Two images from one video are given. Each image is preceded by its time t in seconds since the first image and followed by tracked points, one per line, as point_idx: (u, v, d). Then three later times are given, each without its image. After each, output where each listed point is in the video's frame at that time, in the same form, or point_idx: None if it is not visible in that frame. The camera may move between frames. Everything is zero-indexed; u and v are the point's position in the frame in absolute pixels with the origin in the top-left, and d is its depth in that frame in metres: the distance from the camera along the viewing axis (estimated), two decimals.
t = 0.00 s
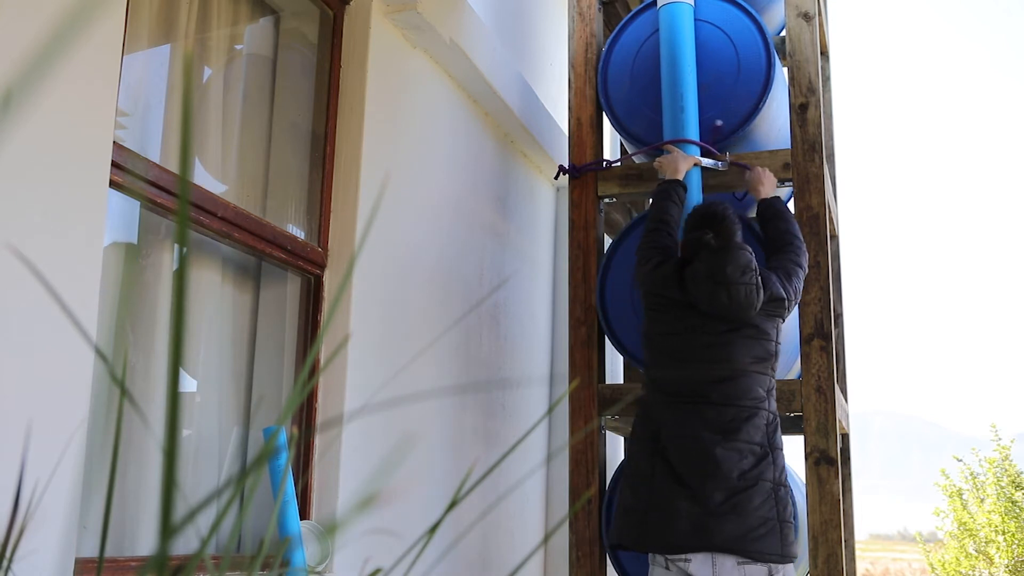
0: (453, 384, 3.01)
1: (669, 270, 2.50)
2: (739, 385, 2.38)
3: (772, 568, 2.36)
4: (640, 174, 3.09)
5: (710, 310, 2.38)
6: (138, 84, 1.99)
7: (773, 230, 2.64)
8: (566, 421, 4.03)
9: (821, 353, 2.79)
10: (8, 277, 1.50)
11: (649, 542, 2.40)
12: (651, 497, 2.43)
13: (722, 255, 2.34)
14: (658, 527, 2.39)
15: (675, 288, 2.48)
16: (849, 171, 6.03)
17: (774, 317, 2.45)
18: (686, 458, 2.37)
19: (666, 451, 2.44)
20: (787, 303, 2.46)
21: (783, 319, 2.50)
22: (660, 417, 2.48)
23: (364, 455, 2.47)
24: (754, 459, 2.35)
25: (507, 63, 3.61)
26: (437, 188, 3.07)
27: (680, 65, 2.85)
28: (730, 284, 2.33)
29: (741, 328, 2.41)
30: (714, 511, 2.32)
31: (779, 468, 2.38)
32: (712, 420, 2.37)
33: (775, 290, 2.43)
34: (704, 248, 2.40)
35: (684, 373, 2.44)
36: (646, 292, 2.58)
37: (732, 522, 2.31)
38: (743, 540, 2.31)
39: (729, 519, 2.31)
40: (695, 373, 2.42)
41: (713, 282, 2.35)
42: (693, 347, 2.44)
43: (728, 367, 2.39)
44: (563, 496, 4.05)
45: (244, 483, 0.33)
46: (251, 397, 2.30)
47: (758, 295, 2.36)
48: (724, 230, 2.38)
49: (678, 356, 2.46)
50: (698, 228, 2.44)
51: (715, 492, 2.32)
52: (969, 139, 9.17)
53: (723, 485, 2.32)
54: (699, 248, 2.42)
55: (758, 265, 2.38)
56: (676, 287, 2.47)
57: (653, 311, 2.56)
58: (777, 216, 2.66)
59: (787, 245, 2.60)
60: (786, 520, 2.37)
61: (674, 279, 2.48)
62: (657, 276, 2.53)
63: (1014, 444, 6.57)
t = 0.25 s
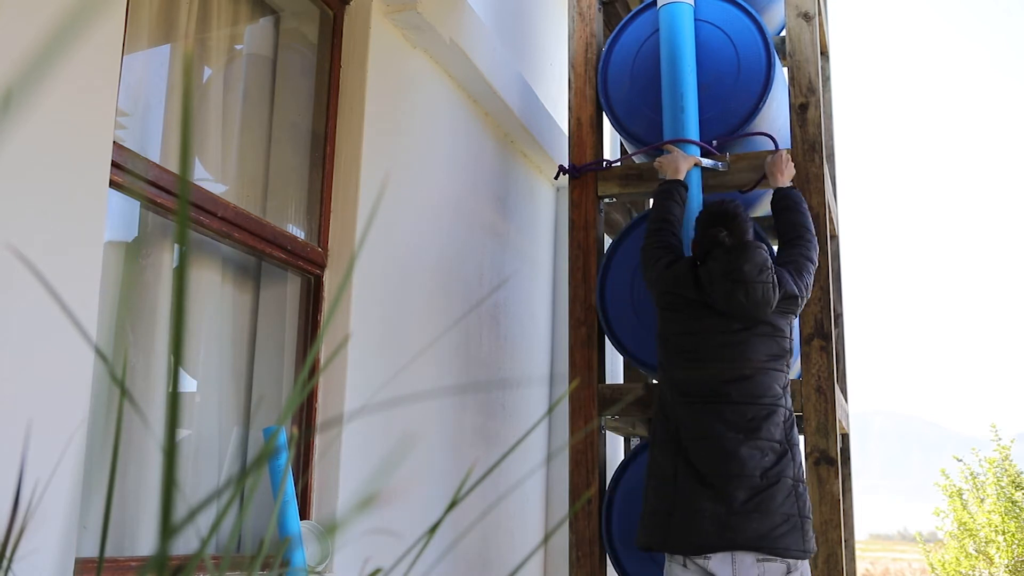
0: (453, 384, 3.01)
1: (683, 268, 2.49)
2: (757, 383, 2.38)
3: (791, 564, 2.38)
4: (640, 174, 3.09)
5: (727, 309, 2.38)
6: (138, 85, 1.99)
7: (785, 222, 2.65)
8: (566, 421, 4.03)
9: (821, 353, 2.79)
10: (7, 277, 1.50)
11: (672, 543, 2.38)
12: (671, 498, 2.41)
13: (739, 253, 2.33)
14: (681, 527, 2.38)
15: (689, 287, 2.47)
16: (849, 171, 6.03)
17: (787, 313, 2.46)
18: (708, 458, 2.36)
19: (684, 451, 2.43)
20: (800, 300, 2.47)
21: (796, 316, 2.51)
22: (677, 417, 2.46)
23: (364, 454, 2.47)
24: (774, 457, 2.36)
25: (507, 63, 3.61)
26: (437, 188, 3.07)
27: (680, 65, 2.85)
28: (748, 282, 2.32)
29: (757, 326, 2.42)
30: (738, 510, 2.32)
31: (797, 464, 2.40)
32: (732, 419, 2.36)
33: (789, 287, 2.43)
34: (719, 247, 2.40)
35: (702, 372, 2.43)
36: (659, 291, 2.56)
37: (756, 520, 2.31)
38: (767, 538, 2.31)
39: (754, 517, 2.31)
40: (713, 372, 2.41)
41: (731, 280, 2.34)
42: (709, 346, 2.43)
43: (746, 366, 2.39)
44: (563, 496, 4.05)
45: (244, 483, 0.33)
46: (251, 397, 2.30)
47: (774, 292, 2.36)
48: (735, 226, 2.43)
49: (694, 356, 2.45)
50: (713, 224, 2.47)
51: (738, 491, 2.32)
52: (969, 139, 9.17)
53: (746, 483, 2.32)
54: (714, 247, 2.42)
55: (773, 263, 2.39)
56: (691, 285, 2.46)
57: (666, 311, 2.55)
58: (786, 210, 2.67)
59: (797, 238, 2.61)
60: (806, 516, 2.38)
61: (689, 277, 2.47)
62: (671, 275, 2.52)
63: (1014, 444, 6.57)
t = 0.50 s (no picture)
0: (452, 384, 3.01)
1: (686, 267, 2.49)
2: (757, 387, 2.39)
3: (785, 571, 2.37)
4: (640, 174, 3.09)
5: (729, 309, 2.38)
6: (138, 85, 1.99)
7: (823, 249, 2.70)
8: (566, 421, 4.03)
9: (821, 353, 2.79)
10: (7, 277, 1.50)
11: (668, 543, 2.37)
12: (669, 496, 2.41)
13: (744, 252, 2.32)
14: (676, 527, 2.37)
15: (692, 285, 2.47)
16: (850, 170, 6.03)
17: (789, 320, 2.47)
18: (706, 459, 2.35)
19: (683, 451, 2.43)
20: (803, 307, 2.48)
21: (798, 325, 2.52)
22: (676, 417, 2.46)
23: (363, 454, 2.47)
24: (773, 462, 2.36)
25: (507, 63, 3.61)
26: (437, 188, 3.07)
27: (680, 65, 2.85)
28: (751, 283, 2.33)
29: (758, 330, 2.42)
30: (736, 512, 2.31)
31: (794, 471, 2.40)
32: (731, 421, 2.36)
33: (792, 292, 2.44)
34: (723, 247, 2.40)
35: (703, 372, 2.43)
36: (660, 290, 2.57)
37: (752, 525, 2.30)
38: (762, 543, 2.31)
39: (750, 521, 2.31)
40: (713, 372, 2.41)
41: (734, 279, 2.34)
42: (709, 346, 2.43)
43: (746, 369, 2.39)
44: (563, 496, 4.05)
45: (244, 483, 0.33)
46: (250, 397, 2.30)
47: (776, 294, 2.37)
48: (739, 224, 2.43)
49: (695, 356, 2.45)
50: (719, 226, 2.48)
51: (736, 494, 2.31)
52: (969, 139, 9.17)
53: (744, 487, 2.31)
54: (718, 245, 2.43)
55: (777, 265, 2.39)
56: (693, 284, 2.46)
57: (667, 309, 2.55)
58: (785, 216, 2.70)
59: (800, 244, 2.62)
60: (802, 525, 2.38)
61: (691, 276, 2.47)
62: (673, 273, 2.52)
63: (1014, 444, 6.57)
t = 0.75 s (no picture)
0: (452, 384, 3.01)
1: (679, 267, 2.50)
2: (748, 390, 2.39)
3: None
4: (640, 174, 3.09)
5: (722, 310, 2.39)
6: (138, 85, 1.99)
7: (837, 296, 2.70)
8: (566, 421, 4.03)
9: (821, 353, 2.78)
10: (7, 277, 1.50)
11: (656, 543, 2.37)
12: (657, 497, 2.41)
13: (740, 254, 2.34)
14: (665, 527, 2.36)
15: (686, 285, 2.47)
16: (849, 170, 6.02)
17: (784, 328, 2.47)
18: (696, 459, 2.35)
19: (674, 452, 2.43)
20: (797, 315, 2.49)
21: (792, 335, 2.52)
22: (667, 417, 2.46)
23: (363, 454, 2.47)
24: (762, 466, 2.36)
25: (507, 63, 3.61)
26: (437, 188, 3.07)
27: (680, 65, 2.85)
28: (744, 284, 2.34)
29: (751, 334, 2.43)
30: (724, 513, 2.31)
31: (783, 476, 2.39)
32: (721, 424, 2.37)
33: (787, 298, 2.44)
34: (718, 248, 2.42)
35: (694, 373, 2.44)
36: (654, 291, 2.58)
37: (740, 527, 2.30)
38: (749, 545, 2.30)
39: (738, 523, 2.30)
40: (705, 373, 2.42)
41: (727, 280, 2.35)
42: (702, 347, 2.44)
43: (738, 371, 2.40)
44: (563, 496, 4.05)
45: (245, 483, 0.33)
46: (250, 397, 2.30)
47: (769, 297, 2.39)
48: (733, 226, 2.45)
49: (688, 357, 2.46)
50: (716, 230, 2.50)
51: (724, 495, 2.31)
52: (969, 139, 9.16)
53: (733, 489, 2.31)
54: (714, 246, 2.44)
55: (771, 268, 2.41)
56: (687, 285, 2.47)
57: (660, 310, 2.56)
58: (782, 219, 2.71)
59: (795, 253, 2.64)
60: (791, 530, 2.37)
61: (685, 277, 2.48)
62: (668, 273, 2.53)
63: (1014, 444, 6.56)
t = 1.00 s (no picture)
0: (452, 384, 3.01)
1: (676, 265, 2.49)
2: (745, 389, 2.38)
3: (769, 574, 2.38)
4: (640, 174, 3.09)
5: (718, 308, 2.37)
6: (138, 85, 1.99)
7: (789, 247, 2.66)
8: (566, 421, 4.03)
9: (821, 353, 2.78)
10: (8, 277, 1.50)
11: (650, 543, 2.40)
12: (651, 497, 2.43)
13: (734, 250, 2.32)
14: (659, 527, 2.39)
15: (682, 283, 2.46)
16: (849, 170, 6.02)
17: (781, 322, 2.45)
18: (689, 460, 2.37)
19: (669, 451, 2.44)
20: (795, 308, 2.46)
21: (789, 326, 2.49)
22: (663, 417, 2.47)
23: (363, 454, 2.47)
24: (758, 464, 2.36)
25: (507, 63, 3.61)
26: (437, 188, 3.07)
27: (680, 65, 2.85)
28: (739, 281, 2.32)
29: (747, 330, 2.41)
30: (716, 513, 2.33)
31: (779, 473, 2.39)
32: (716, 424, 2.37)
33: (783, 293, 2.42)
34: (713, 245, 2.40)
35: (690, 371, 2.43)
36: (651, 289, 2.57)
37: (733, 526, 2.33)
38: (742, 544, 2.32)
39: (731, 523, 2.33)
40: (700, 371, 2.41)
41: (722, 278, 2.34)
42: (699, 346, 2.43)
43: (734, 369, 2.38)
44: (563, 496, 4.05)
45: (245, 483, 0.33)
46: (251, 397, 2.30)
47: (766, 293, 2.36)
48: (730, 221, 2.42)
49: (684, 356, 2.45)
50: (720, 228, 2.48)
51: (717, 496, 2.33)
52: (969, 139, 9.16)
53: (726, 490, 2.33)
54: (710, 244, 2.43)
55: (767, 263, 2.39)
56: (683, 283, 2.46)
57: (657, 308, 2.56)
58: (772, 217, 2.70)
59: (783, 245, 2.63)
60: (786, 527, 2.39)
61: (681, 275, 2.47)
62: (664, 271, 2.52)
63: (1014, 444, 6.55)
